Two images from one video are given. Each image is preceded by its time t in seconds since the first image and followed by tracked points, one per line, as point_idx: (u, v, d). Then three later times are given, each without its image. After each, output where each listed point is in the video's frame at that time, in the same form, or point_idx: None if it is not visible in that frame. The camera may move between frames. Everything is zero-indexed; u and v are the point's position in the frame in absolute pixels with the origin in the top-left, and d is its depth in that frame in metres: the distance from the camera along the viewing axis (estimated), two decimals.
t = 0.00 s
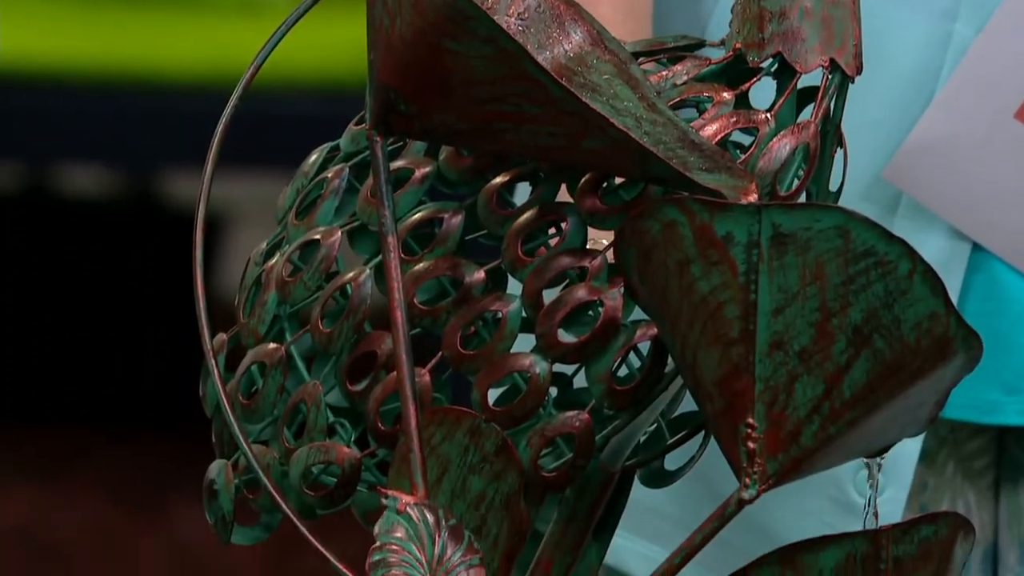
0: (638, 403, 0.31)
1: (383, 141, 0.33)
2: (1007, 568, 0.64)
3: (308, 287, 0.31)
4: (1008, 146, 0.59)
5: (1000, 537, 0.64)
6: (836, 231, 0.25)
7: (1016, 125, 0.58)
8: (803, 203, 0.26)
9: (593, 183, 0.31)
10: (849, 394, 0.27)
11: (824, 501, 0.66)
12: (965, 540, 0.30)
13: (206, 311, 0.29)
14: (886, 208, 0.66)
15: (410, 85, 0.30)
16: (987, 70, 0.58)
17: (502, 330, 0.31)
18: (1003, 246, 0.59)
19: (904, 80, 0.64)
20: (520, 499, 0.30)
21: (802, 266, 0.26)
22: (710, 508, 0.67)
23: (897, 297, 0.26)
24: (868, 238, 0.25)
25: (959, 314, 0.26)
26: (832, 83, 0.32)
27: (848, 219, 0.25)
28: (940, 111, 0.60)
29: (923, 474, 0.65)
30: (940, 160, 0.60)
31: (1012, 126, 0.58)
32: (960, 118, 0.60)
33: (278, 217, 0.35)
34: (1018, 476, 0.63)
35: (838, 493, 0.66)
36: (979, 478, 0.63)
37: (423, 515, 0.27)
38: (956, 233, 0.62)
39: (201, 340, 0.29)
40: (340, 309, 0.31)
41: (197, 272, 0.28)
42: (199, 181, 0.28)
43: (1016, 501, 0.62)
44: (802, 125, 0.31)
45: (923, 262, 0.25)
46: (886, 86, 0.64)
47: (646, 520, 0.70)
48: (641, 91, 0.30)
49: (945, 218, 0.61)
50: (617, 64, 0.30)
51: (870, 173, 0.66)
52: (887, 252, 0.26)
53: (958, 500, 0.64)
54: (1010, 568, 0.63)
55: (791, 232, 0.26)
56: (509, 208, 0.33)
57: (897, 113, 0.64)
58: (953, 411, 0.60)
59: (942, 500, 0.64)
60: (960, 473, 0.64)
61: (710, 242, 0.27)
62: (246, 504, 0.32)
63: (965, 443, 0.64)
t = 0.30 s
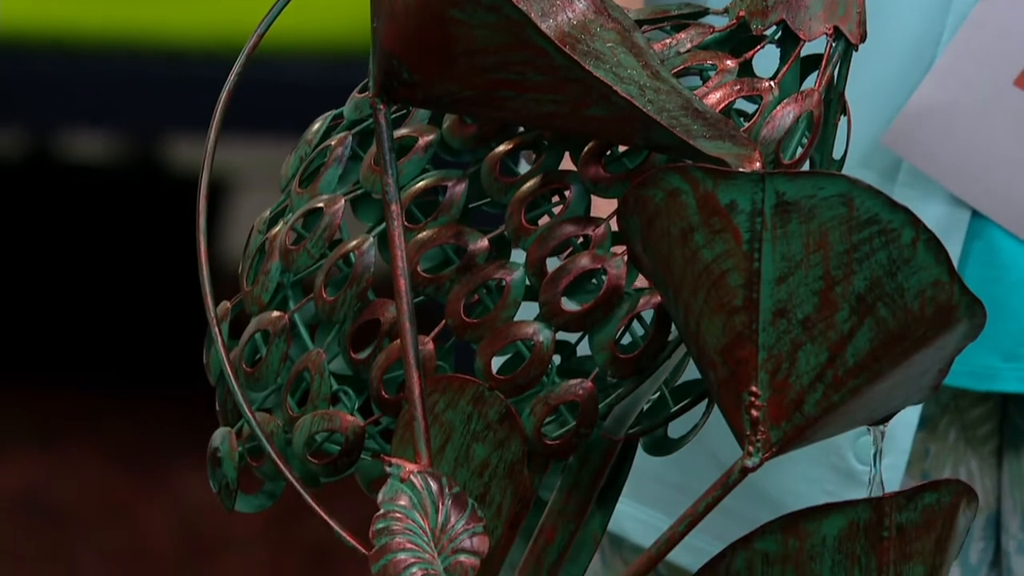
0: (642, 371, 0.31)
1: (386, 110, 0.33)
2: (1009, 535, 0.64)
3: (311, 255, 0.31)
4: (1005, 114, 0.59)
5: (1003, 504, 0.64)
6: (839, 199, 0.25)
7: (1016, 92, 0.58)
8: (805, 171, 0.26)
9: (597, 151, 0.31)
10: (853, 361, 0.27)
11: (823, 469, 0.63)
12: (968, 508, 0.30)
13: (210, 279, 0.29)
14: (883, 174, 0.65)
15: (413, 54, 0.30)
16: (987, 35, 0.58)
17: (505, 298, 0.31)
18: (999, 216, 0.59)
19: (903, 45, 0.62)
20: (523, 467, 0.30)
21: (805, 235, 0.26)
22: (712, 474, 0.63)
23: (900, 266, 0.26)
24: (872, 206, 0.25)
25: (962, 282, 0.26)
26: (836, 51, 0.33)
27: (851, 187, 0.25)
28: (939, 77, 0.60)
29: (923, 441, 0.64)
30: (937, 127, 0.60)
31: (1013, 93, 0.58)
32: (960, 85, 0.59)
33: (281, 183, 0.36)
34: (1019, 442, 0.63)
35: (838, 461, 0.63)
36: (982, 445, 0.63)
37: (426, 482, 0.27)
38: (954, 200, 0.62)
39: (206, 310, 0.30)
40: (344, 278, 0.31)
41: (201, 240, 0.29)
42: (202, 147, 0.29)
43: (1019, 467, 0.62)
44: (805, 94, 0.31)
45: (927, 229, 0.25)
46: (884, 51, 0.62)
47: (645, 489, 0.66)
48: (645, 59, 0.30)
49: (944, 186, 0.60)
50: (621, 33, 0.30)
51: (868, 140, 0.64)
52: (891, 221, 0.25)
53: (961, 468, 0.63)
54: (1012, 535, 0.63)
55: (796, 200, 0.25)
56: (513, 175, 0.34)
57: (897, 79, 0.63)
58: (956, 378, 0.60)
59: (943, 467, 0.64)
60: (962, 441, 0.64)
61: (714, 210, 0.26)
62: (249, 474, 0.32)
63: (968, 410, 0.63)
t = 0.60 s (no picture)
0: (642, 340, 0.31)
1: (388, 80, 0.32)
2: (1008, 505, 0.63)
3: (313, 225, 0.32)
4: (1002, 81, 0.60)
5: (1002, 474, 0.63)
6: (840, 167, 0.25)
7: (1010, 62, 0.59)
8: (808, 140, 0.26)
9: (598, 121, 0.31)
10: (853, 331, 0.26)
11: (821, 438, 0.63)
12: (969, 478, 0.28)
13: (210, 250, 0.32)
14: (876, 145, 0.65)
15: (413, 23, 0.30)
16: (978, 4, 0.60)
17: (505, 269, 0.31)
18: (1003, 183, 0.60)
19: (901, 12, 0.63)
20: (523, 437, 0.30)
21: (807, 204, 0.26)
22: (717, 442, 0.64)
23: (901, 236, 0.25)
24: (873, 175, 0.25)
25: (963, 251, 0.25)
26: (838, 20, 0.33)
27: (851, 157, 0.25)
28: (936, 44, 0.60)
29: (922, 411, 0.64)
30: (937, 94, 0.60)
31: (1006, 61, 0.60)
32: (955, 53, 0.60)
33: (283, 151, 0.37)
34: (1019, 413, 0.62)
35: (835, 429, 0.62)
36: (981, 415, 0.63)
37: (428, 452, 0.27)
38: (950, 168, 0.62)
39: (206, 278, 0.33)
40: (345, 248, 0.32)
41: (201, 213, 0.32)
42: (206, 113, 0.32)
43: (1017, 436, 0.62)
44: (806, 64, 0.31)
45: (927, 199, 0.25)
46: (883, 18, 0.63)
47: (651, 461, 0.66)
48: (644, 28, 0.30)
49: (941, 151, 0.60)
50: (621, 2, 0.30)
51: (863, 108, 0.64)
52: (891, 190, 0.25)
53: (959, 437, 0.63)
54: (1011, 505, 0.63)
55: (797, 169, 0.25)
56: (513, 145, 0.34)
57: (890, 44, 0.63)
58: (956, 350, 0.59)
59: (942, 437, 0.63)
60: (960, 411, 0.63)
61: (714, 178, 0.26)
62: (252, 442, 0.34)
63: (966, 379, 0.63)
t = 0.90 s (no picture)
0: (643, 308, 0.31)
1: (388, 49, 0.32)
2: (1003, 472, 0.65)
3: (313, 193, 0.32)
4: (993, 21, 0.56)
5: (998, 441, 0.65)
6: (840, 136, 0.25)
7: None
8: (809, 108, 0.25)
9: (597, 89, 0.31)
10: (853, 300, 0.26)
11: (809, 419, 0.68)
12: (968, 445, 0.29)
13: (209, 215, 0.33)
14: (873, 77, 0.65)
15: None
16: None
17: (506, 237, 0.31)
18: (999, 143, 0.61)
19: None
20: (524, 405, 0.30)
21: (807, 172, 0.26)
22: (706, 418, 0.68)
23: (902, 204, 0.25)
24: (873, 144, 0.25)
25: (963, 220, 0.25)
26: None
27: (852, 125, 0.25)
28: None
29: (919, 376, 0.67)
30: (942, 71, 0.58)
31: None
32: None
33: (284, 119, 0.37)
34: (1015, 381, 0.65)
35: (817, 395, 0.67)
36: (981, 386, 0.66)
37: (427, 421, 0.27)
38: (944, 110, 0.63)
39: (206, 246, 0.33)
40: (345, 216, 0.32)
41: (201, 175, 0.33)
42: (206, 82, 0.32)
43: (1012, 405, 0.64)
44: (807, 31, 0.31)
45: (928, 166, 0.25)
46: None
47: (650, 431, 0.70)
48: None
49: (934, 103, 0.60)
50: None
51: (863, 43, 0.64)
52: (892, 158, 0.25)
53: (955, 403, 0.66)
54: (1005, 473, 0.65)
55: (796, 137, 0.25)
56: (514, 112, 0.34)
57: None
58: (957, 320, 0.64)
59: (936, 401, 0.67)
60: (956, 377, 0.66)
61: (715, 147, 0.26)
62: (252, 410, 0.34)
63: (961, 347, 0.66)
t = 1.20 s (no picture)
0: (643, 276, 0.31)
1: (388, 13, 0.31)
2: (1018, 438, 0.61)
3: (313, 161, 0.32)
4: None
5: (1012, 405, 0.62)
6: (841, 104, 0.25)
7: None
8: (809, 76, 0.25)
9: (598, 58, 0.31)
10: (853, 268, 0.26)
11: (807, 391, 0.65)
12: (968, 413, 0.29)
13: (210, 182, 0.34)
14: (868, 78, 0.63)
15: None
16: None
17: (506, 206, 0.31)
18: None
19: None
20: (524, 373, 0.30)
21: (807, 139, 0.26)
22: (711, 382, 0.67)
23: (901, 171, 0.25)
24: (873, 112, 0.25)
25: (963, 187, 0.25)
26: None
27: (851, 93, 0.25)
28: None
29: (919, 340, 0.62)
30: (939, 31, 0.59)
31: None
32: None
33: (283, 88, 0.37)
34: None
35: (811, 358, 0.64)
36: (992, 351, 0.62)
37: (428, 389, 0.27)
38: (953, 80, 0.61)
39: (206, 216, 0.33)
40: (345, 184, 0.32)
41: (201, 144, 0.33)
42: (206, 47, 0.32)
43: None
44: None
45: (928, 134, 0.25)
46: None
47: (656, 394, 0.69)
48: None
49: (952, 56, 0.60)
50: None
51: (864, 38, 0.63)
52: (891, 126, 0.25)
53: (965, 365, 0.62)
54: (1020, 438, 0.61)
55: (797, 106, 0.25)
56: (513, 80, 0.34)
57: None
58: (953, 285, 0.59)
59: (945, 364, 0.62)
60: (965, 339, 0.62)
61: (715, 114, 0.26)
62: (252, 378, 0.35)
63: (969, 309, 0.62)
